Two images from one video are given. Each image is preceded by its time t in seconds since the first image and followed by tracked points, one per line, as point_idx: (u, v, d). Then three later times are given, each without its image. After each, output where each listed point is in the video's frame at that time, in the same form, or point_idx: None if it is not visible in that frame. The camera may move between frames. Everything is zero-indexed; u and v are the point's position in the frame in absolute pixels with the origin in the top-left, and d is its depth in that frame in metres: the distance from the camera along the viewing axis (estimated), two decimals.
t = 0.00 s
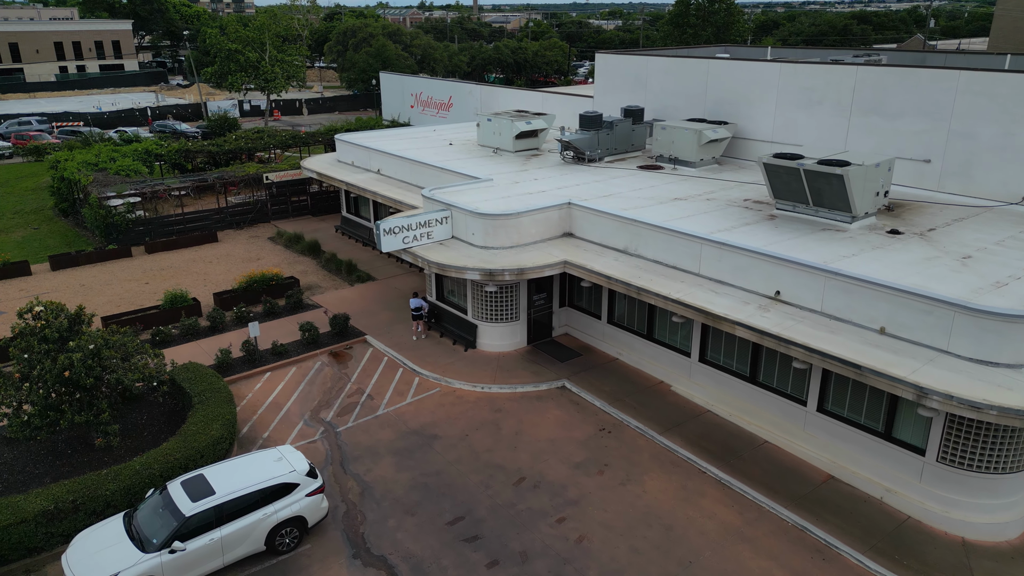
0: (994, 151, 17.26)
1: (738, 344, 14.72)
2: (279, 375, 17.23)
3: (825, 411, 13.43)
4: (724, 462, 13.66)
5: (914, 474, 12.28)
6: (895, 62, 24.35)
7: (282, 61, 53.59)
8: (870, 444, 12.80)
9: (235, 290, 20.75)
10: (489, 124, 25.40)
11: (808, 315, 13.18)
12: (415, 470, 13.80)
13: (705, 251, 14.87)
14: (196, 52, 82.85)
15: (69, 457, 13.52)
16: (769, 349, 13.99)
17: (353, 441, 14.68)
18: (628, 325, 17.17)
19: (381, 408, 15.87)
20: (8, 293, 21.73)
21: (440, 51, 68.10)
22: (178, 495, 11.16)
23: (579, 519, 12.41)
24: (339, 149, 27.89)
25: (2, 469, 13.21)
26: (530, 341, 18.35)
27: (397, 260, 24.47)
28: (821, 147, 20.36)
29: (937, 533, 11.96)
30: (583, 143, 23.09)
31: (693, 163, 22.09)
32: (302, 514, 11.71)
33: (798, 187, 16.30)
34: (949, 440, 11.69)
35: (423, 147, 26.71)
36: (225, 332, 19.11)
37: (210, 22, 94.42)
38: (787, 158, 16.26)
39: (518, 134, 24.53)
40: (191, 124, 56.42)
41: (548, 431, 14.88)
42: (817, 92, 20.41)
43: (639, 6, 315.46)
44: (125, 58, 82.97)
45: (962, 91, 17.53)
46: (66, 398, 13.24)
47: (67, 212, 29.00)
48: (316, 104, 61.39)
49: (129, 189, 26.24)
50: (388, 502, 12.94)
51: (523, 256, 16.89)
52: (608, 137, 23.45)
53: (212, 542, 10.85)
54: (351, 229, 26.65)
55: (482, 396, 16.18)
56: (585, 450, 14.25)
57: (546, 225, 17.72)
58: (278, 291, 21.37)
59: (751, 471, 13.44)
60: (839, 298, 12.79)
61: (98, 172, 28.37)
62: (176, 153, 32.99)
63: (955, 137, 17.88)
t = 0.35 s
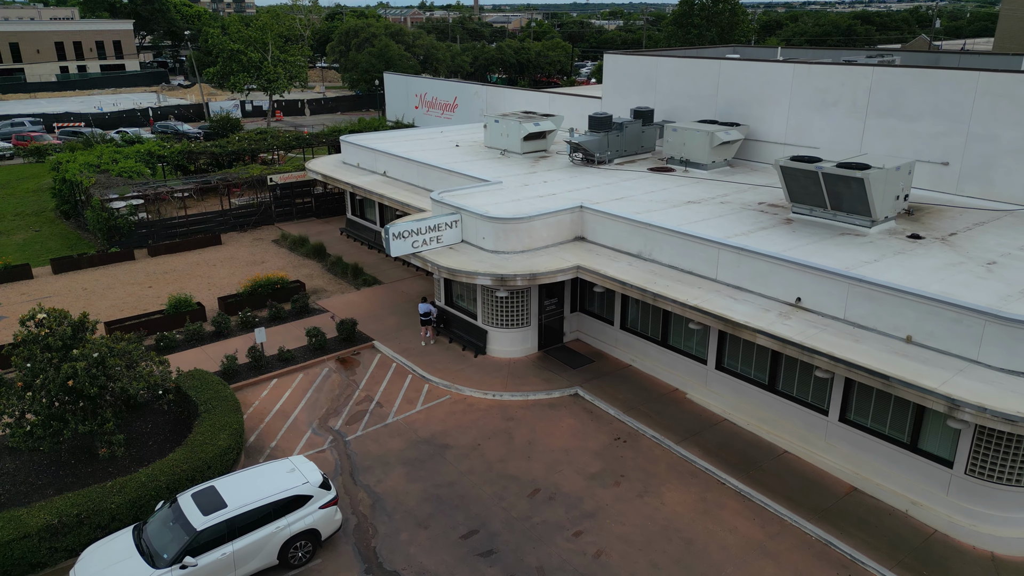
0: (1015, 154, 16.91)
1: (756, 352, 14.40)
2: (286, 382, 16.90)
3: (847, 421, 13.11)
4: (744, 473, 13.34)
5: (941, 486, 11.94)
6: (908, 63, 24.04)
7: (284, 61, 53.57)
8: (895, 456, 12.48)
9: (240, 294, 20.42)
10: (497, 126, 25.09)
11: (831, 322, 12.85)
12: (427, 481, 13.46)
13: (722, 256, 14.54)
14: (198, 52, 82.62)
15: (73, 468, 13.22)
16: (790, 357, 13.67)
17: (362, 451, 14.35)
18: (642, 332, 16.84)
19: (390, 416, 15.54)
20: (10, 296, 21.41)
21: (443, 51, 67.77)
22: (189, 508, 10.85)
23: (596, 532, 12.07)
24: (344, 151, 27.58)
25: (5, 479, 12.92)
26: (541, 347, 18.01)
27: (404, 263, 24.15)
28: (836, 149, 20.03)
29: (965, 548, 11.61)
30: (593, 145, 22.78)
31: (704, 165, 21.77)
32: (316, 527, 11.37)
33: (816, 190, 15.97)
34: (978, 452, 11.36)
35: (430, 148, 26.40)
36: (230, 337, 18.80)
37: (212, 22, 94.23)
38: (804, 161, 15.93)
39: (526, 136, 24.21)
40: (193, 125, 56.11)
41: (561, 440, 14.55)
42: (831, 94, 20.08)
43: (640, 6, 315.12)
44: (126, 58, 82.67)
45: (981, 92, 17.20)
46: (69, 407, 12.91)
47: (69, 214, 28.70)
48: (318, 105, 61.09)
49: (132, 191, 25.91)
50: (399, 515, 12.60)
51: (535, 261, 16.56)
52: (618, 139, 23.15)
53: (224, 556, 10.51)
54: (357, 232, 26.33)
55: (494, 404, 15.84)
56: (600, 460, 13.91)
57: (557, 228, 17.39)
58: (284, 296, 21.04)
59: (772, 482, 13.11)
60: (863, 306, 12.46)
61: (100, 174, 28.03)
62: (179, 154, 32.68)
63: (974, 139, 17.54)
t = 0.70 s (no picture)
0: None
1: (776, 359, 14.09)
2: (295, 389, 16.59)
3: (871, 430, 12.81)
4: (764, 484, 13.02)
5: (969, 499, 11.62)
6: (922, 63, 23.71)
7: (287, 61, 53.34)
8: (921, 466, 12.16)
9: (246, 298, 20.12)
10: (505, 127, 24.78)
11: (855, 329, 12.54)
12: (440, 492, 13.14)
13: (741, 261, 14.22)
14: (200, 53, 82.42)
15: (78, 478, 12.94)
16: (811, 365, 13.36)
17: (372, 460, 14.04)
18: (656, 337, 16.52)
19: (401, 424, 15.24)
20: (12, 300, 21.13)
21: (446, 52, 67.59)
22: (205, 519, 10.55)
23: (615, 546, 11.75)
24: (349, 152, 27.28)
25: (8, 490, 12.64)
26: (552, 353, 17.70)
27: (410, 266, 23.84)
28: (851, 151, 19.71)
29: (995, 562, 11.27)
30: (602, 146, 22.49)
31: (717, 167, 21.45)
32: (334, 538, 11.06)
33: (834, 193, 15.65)
34: (1009, 463, 11.04)
35: (436, 150, 26.09)
36: (236, 342, 18.50)
37: (213, 22, 94.01)
38: (823, 164, 15.61)
39: (535, 137, 23.90)
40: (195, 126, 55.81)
41: (576, 449, 14.23)
42: (846, 95, 19.76)
43: (641, 6, 314.69)
44: (128, 58, 82.36)
45: (1002, 93, 16.86)
46: (74, 416, 12.61)
47: (71, 216, 28.41)
48: (320, 105, 60.78)
49: (136, 193, 25.59)
50: (412, 527, 12.28)
51: (547, 265, 16.24)
52: (628, 140, 22.84)
53: (241, 569, 10.20)
54: (362, 234, 26.04)
55: (506, 412, 15.52)
56: (617, 470, 13.60)
57: (570, 232, 17.08)
58: (290, 300, 20.74)
59: (793, 493, 12.80)
60: (888, 313, 12.14)
61: (102, 176, 27.71)
62: (182, 156, 32.37)
63: (994, 141, 17.21)
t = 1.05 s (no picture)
0: None
1: (796, 367, 13.79)
2: (303, 396, 16.30)
3: (895, 441, 12.52)
4: (786, 495, 12.72)
5: (998, 512, 11.32)
6: (936, 64, 23.43)
7: (290, 62, 53.07)
8: (947, 478, 11.86)
9: (252, 302, 19.83)
10: (513, 129, 24.49)
11: (879, 337, 12.24)
12: (453, 503, 12.84)
13: (760, 266, 13.92)
14: (202, 53, 82.18)
15: (83, 489, 12.67)
16: (833, 373, 13.06)
17: (383, 470, 13.75)
18: (671, 344, 16.22)
19: (412, 433, 14.93)
20: (14, 304, 20.84)
21: (449, 52, 67.36)
22: (225, 530, 10.28)
23: (635, 560, 11.44)
24: (355, 154, 27.00)
25: (12, 501, 12.38)
26: (564, 359, 17.40)
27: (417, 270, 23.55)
28: (866, 153, 19.42)
29: None
30: (613, 148, 22.20)
31: (729, 169, 21.16)
32: (355, 549, 10.77)
33: (853, 197, 15.36)
34: None
35: (443, 151, 25.81)
36: (242, 348, 18.20)
37: (214, 22, 93.76)
38: (842, 167, 15.31)
39: (544, 139, 23.61)
40: (197, 127, 55.48)
41: (592, 459, 13.93)
42: (861, 96, 19.46)
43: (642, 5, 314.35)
44: (128, 58, 82.05)
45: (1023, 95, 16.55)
46: (80, 426, 12.31)
47: (73, 219, 28.14)
48: (322, 106, 60.52)
49: (139, 195, 25.30)
50: (426, 540, 11.98)
51: (560, 270, 15.94)
52: (639, 142, 22.56)
53: None
54: (368, 237, 25.76)
55: (519, 420, 15.22)
56: (633, 481, 13.30)
57: (583, 236, 16.77)
58: (297, 304, 20.46)
59: (816, 505, 12.50)
60: (914, 321, 11.85)
61: (105, 178, 27.43)
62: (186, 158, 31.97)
63: (1014, 143, 16.90)
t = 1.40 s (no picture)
0: None
1: (816, 374, 13.53)
2: (312, 402, 16.04)
3: (919, 450, 12.25)
4: (808, 506, 12.45)
5: None
6: (950, 65, 23.16)
7: (293, 62, 52.81)
8: (975, 489, 11.60)
9: (259, 306, 19.58)
10: (521, 130, 24.24)
11: (905, 345, 11.98)
12: (468, 514, 12.58)
13: (780, 272, 13.66)
14: (204, 53, 81.96)
15: (91, 499, 12.44)
16: (856, 381, 12.80)
17: (396, 479, 13.48)
18: (686, 349, 15.96)
19: (423, 440, 14.67)
20: (18, 308, 20.57)
21: (452, 53, 67.09)
22: (249, 540, 10.07)
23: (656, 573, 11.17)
24: (361, 155, 26.74)
25: (19, 511, 12.16)
26: (577, 365, 17.13)
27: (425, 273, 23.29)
28: (882, 155, 19.16)
29: None
30: (623, 150, 21.94)
31: (742, 171, 20.89)
32: (379, 559, 10.50)
33: (873, 200, 15.10)
34: None
35: (451, 153, 25.55)
36: (250, 353, 17.94)
37: (216, 22, 93.51)
38: (861, 170, 15.04)
39: (553, 141, 23.35)
40: (199, 127, 55.26)
41: (608, 468, 13.66)
42: (877, 97, 19.20)
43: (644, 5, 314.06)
44: (130, 58, 81.87)
45: None
46: (88, 435, 12.03)
47: (77, 221, 27.89)
48: (325, 107, 60.32)
49: (144, 197, 25.03)
50: (441, 552, 11.71)
51: (574, 274, 15.67)
52: (649, 144, 22.30)
53: None
54: (375, 239, 25.51)
55: (532, 427, 14.95)
56: (651, 491, 13.03)
57: (597, 240, 16.51)
58: (304, 308, 20.20)
59: (839, 516, 12.23)
60: (941, 328, 11.58)
61: (109, 179, 27.18)
62: (189, 159, 31.80)
63: None
